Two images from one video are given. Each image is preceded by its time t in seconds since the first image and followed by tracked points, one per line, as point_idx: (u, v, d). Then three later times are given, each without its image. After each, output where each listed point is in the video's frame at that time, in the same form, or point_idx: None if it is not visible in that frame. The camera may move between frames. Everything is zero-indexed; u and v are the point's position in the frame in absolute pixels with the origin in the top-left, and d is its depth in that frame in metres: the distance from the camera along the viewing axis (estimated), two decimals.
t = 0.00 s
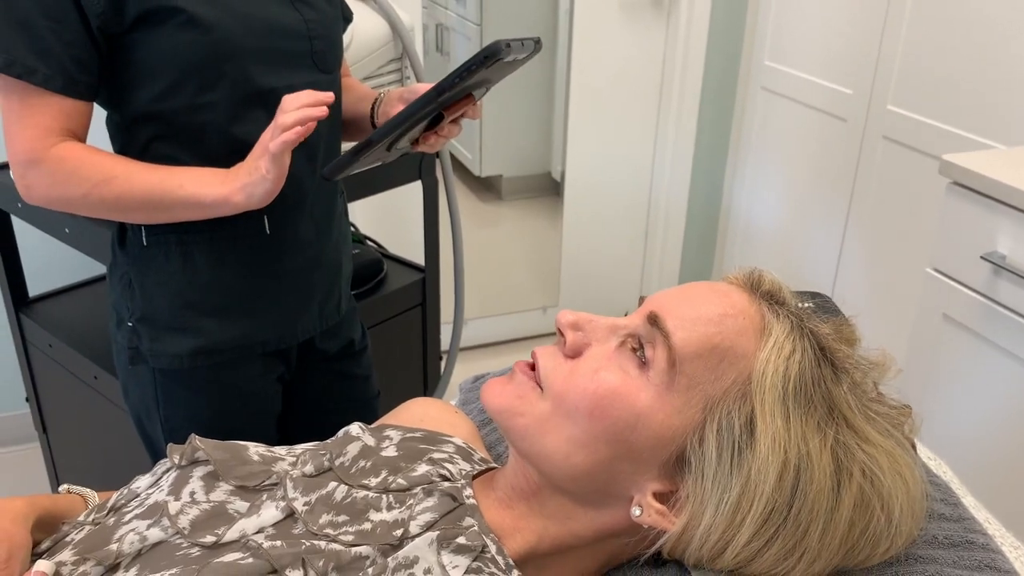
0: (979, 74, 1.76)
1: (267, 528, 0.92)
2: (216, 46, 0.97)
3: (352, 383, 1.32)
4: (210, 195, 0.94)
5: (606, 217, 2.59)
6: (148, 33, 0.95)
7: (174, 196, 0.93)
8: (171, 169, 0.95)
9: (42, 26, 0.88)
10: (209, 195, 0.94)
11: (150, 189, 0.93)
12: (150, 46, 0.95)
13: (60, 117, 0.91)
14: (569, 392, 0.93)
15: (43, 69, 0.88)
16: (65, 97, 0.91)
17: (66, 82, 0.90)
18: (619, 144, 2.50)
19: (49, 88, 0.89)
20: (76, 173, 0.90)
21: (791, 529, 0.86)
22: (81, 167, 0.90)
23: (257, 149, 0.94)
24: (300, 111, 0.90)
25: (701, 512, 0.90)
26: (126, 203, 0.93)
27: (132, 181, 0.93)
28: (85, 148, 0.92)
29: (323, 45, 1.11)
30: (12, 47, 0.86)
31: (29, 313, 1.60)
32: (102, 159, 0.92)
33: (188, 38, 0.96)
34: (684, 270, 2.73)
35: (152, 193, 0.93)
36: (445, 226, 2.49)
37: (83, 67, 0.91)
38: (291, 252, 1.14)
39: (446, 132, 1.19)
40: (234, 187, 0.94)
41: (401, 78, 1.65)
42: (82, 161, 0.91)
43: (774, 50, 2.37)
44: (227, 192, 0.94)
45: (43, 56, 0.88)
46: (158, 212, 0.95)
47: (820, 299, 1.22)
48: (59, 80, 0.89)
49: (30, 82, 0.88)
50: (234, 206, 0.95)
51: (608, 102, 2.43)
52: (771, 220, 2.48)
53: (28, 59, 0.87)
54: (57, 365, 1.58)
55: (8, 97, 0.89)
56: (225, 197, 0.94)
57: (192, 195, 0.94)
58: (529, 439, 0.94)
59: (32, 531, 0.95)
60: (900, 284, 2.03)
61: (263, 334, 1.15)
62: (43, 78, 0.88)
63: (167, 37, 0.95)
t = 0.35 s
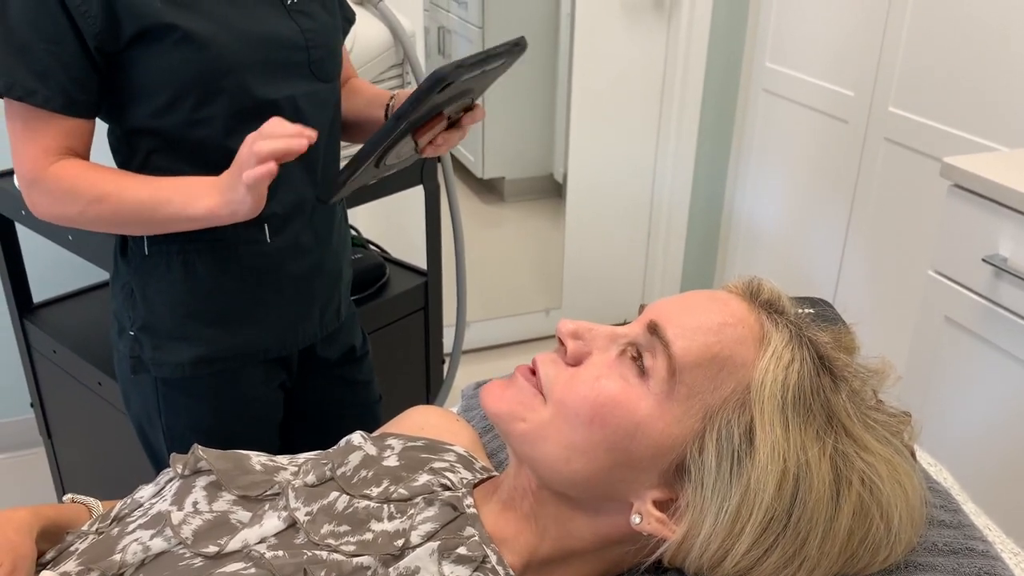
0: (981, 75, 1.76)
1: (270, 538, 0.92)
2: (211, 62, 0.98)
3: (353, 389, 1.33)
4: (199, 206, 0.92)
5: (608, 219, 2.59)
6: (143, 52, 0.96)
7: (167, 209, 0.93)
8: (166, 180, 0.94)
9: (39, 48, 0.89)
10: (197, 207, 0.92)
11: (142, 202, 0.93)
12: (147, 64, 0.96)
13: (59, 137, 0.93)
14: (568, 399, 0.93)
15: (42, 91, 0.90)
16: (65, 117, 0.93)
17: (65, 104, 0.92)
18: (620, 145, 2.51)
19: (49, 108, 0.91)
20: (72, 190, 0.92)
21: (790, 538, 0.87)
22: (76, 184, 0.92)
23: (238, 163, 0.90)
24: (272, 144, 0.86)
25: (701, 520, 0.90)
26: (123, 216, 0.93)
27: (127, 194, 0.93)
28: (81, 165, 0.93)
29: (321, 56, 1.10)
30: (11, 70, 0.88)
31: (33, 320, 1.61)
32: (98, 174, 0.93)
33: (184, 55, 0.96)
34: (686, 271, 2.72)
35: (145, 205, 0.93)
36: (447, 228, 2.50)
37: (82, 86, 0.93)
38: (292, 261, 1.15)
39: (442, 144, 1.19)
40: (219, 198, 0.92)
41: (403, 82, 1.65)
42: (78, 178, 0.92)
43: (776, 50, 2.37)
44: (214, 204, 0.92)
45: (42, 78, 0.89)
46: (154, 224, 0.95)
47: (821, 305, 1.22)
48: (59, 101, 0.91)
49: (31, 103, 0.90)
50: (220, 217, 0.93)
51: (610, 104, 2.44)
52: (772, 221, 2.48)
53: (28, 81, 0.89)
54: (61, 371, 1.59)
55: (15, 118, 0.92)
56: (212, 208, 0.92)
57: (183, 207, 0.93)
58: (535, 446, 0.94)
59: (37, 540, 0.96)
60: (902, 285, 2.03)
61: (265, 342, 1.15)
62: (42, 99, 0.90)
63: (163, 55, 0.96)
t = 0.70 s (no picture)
0: (984, 76, 1.75)
1: (274, 541, 0.92)
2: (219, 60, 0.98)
3: (356, 391, 1.33)
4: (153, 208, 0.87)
5: (611, 221, 2.59)
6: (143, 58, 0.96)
7: (131, 214, 0.89)
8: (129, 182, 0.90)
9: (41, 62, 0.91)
10: (152, 210, 0.87)
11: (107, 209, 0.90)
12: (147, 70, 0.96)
13: (65, 147, 0.94)
14: (573, 400, 0.93)
15: (47, 102, 0.91)
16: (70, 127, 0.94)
17: (71, 116, 0.93)
18: (622, 148, 2.51)
19: (56, 120, 0.92)
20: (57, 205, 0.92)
21: (796, 538, 0.86)
22: (59, 199, 0.92)
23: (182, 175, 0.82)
24: (246, 196, 0.80)
25: (706, 521, 0.90)
26: (99, 228, 0.91)
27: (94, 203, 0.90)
28: (62, 179, 0.93)
29: (320, 57, 1.09)
30: (14, 83, 0.89)
31: (38, 324, 1.61)
32: (75, 186, 0.92)
33: (183, 62, 0.96)
34: (689, 272, 2.72)
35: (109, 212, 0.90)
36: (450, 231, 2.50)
37: (84, 93, 0.93)
38: (295, 264, 1.15)
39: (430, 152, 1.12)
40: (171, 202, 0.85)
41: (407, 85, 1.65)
42: (59, 192, 0.92)
43: (778, 52, 2.37)
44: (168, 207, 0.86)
45: (45, 88, 0.91)
46: (128, 231, 0.91)
47: (819, 308, 1.23)
48: (65, 111, 0.92)
49: (38, 116, 0.91)
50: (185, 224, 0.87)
51: (613, 105, 2.44)
52: (776, 222, 2.48)
53: (32, 94, 0.90)
54: (65, 375, 1.59)
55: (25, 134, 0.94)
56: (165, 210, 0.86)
57: (140, 210, 0.88)
58: (535, 443, 0.94)
59: (42, 544, 0.96)
60: (906, 285, 2.03)
61: (268, 344, 1.15)
62: (50, 110, 0.92)
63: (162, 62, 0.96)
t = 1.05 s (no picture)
0: (988, 74, 1.76)
1: (282, 537, 0.93)
2: (203, 60, 1.00)
3: (368, 389, 1.33)
4: (160, 139, 0.86)
5: (615, 222, 2.58)
6: (143, 49, 0.96)
7: (133, 156, 0.88)
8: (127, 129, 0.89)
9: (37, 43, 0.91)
10: (160, 141, 0.86)
11: (104, 157, 0.88)
12: (146, 62, 0.97)
13: (61, 117, 0.92)
14: (576, 400, 0.93)
15: (48, 75, 0.91)
16: (67, 97, 0.93)
17: (71, 86, 0.93)
18: (628, 149, 2.49)
19: (53, 91, 0.91)
20: (52, 166, 0.90)
21: (802, 528, 0.86)
22: (54, 160, 0.90)
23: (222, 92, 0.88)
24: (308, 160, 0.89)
25: (713, 513, 0.90)
26: (98, 180, 0.89)
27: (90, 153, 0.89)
28: (54, 139, 0.91)
29: (318, 50, 1.10)
30: (16, 62, 0.90)
31: (44, 323, 1.61)
32: (69, 143, 0.90)
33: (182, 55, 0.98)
34: (694, 273, 2.72)
35: (108, 160, 0.88)
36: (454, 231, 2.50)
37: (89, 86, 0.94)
38: (300, 260, 1.15)
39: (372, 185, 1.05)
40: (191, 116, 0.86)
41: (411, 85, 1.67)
42: (53, 152, 0.90)
43: (782, 52, 2.37)
44: (182, 126, 0.85)
45: (49, 65, 0.91)
46: (131, 179, 0.90)
47: (827, 300, 1.22)
48: (65, 83, 0.92)
49: (34, 89, 0.91)
50: (201, 140, 0.86)
51: (618, 106, 2.42)
52: (780, 222, 2.47)
53: (33, 69, 0.90)
54: (71, 373, 1.60)
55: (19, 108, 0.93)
56: (181, 130, 0.85)
57: (144, 147, 0.87)
58: (540, 447, 0.95)
59: (50, 540, 0.97)
60: (912, 285, 2.02)
61: (276, 342, 1.15)
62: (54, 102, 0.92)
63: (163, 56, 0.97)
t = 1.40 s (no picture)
0: (991, 74, 1.75)
1: (283, 535, 0.93)
2: (203, 64, 1.00)
3: (373, 388, 1.33)
4: (174, 133, 0.89)
5: (618, 221, 2.58)
6: (144, 51, 0.96)
7: (152, 154, 0.91)
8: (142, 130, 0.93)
9: (42, 51, 0.92)
10: (174, 136, 0.89)
11: (125, 159, 0.91)
12: (146, 66, 0.97)
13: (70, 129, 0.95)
14: (581, 396, 0.93)
15: (55, 89, 0.93)
16: (75, 109, 0.95)
17: (77, 99, 0.95)
18: (631, 148, 2.49)
19: (61, 105, 0.94)
20: (78, 177, 0.94)
21: (802, 526, 0.86)
22: (78, 170, 0.93)
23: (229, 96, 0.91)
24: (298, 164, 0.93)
25: (712, 510, 0.90)
26: (121, 184, 0.93)
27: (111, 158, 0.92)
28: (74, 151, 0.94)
29: (313, 54, 1.09)
30: (20, 72, 0.91)
31: (47, 320, 1.62)
32: (89, 152, 0.94)
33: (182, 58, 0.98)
34: (696, 271, 2.71)
35: (129, 161, 0.91)
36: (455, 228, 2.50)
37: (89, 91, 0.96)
38: (301, 257, 1.15)
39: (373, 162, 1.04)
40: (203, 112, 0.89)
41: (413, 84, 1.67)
42: (70, 164, 0.94)
43: (785, 50, 2.37)
44: (194, 120, 0.88)
45: (55, 78, 0.93)
46: (153, 176, 0.93)
47: (828, 298, 1.22)
48: (71, 96, 0.94)
49: (44, 104, 0.93)
50: (211, 134, 0.88)
51: (621, 103, 2.42)
52: (783, 220, 2.47)
53: (40, 82, 0.92)
54: (74, 370, 1.60)
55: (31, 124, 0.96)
56: (193, 123, 0.88)
57: (160, 144, 0.90)
58: (543, 441, 0.95)
59: (52, 536, 0.97)
60: (914, 283, 2.02)
61: (279, 339, 1.15)
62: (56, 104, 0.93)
63: (165, 57, 0.97)
